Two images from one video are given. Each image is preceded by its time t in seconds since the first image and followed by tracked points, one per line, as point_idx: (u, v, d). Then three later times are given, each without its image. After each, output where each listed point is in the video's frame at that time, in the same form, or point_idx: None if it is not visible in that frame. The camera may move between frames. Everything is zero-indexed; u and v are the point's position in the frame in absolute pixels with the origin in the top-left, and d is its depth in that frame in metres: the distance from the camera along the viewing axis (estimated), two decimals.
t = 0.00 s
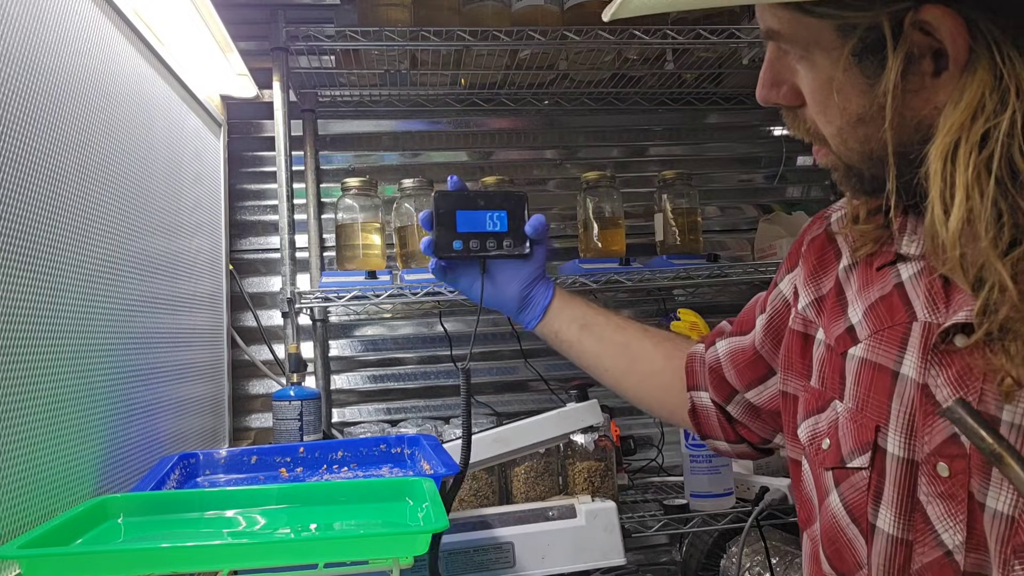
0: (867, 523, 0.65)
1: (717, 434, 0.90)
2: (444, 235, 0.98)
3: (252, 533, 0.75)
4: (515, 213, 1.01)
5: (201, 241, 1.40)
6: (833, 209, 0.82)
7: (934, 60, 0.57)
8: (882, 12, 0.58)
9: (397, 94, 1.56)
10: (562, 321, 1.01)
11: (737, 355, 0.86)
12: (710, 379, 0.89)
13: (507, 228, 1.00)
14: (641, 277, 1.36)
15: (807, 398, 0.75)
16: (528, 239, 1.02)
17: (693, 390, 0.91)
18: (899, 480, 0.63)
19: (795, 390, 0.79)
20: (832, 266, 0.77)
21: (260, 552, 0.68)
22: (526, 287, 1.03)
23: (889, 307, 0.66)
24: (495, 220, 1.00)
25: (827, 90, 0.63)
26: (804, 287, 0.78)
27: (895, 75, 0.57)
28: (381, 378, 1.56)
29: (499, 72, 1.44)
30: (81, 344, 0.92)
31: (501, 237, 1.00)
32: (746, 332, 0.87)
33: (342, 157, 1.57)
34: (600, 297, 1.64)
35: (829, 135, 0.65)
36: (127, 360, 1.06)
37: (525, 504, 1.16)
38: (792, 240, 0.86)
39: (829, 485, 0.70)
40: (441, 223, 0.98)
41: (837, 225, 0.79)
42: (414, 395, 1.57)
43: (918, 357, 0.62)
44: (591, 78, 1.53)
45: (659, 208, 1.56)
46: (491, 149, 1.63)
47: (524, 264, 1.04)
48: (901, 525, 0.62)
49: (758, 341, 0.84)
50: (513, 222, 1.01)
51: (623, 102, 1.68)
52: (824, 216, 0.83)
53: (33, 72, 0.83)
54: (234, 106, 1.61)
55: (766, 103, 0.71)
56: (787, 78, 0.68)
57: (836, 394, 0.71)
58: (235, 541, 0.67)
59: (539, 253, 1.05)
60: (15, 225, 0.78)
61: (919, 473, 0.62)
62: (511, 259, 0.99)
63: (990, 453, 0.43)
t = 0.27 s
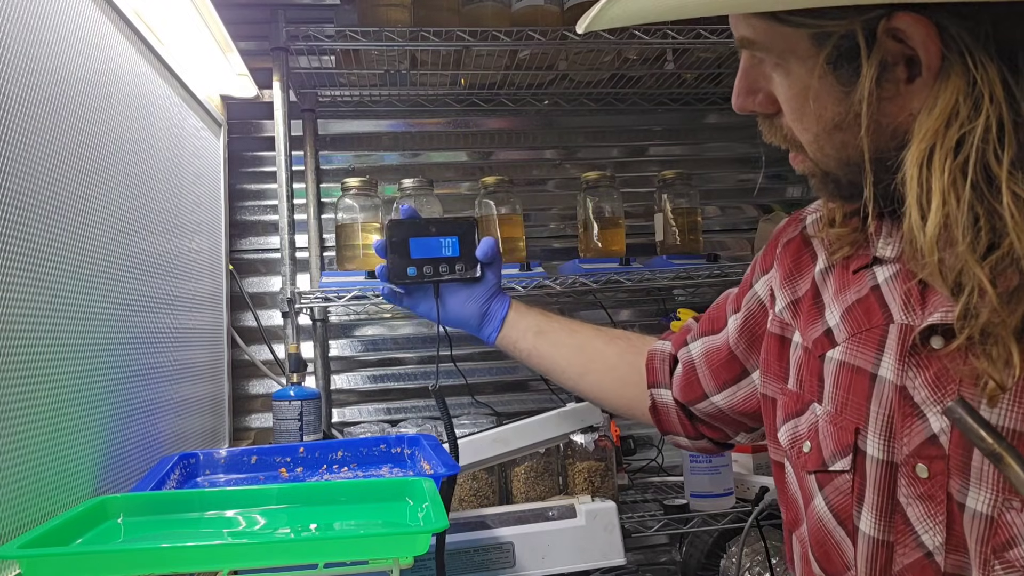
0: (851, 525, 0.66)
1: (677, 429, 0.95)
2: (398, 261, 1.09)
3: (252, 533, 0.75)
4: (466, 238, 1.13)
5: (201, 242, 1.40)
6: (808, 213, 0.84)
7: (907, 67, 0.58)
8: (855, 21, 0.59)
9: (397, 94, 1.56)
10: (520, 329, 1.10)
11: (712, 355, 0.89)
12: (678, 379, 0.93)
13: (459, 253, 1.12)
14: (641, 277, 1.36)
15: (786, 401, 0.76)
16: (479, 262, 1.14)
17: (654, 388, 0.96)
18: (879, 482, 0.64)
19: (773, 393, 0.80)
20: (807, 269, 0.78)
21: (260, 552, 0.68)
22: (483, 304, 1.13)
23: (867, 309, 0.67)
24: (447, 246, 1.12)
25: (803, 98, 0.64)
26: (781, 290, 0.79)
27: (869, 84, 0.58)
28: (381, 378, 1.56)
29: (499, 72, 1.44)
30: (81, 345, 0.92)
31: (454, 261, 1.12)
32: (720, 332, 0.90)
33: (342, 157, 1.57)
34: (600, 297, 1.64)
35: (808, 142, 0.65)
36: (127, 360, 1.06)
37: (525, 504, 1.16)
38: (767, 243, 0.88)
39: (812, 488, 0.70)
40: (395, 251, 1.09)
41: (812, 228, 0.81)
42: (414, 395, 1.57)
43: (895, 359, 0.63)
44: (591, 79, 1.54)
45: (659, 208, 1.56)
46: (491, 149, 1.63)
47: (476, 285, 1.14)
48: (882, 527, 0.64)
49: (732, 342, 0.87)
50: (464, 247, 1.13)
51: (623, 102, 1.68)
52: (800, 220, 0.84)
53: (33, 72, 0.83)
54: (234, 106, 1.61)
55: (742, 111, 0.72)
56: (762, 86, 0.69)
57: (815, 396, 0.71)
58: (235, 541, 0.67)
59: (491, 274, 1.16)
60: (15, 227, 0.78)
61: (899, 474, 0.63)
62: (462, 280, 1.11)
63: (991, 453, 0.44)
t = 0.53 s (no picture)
0: (836, 523, 0.67)
1: (667, 431, 0.95)
2: (388, 271, 1.11)
3: (252, 533, 0.75)
4: (456, 246, 1.14)
5: (201, 242, 1.40)
6: (792, 216, 0.85)
7: (887, 70, 0.58)
8: (835, 25, 0.59)
9: (397, 94, 1.56)
10: (510, 335, 1.11)
11: (698, 356, 0.89)
12: (666, 381, 0.93)
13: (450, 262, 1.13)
14: (641, 277, 1.36)
15: (770, 401, 0.77)
16: (469, 270, 1.14)
17: (643, 390, 0.96)
18: (860, 480, 0.64)
19: (757, 394, 0.80)
20: (789, 271, 0.79)
21: (260, 552, 0.68)
22: (475, 311, 1.14)
23: (847, 309, 0.68)
24: (437, 256, 1.13)
25: (784, 102, 0.65)
26: (765, 291, 0.80)
27: (849, 88, 0.58)
28: (381, 378, 1.56)
29: (498, 72, 1.44)
30: (81, 345, 0.92)
31: (445, 270, 1.13)
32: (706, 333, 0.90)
33: (343, 157, 1.57)
34: (600, 297, 1.64)
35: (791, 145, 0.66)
36: (128, 360, 1.06)
37: (525, 504, 1.16)
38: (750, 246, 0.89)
39: (796, 487, 0.71)
40: (385, 261, 1.11)
41: (796, 230, 0.82)
42: (414, 395, 1.57)
43: (876, 359, 0.64)
44: (591, 79, 1.54)
45: (659, 208, 1.56)
46: (491, 149, 1.63)
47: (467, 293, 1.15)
48: (863, 525, 0.64)
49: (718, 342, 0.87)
50: (454, 256, 1.14)
51: (622, 102, 1.68)
52: (783, 222, 0.85)
53: (32, 73, 0.83)
54: (234, 106, 1.61)
55: (726, 115, 0.74)
56: (744, 91, 0.71)
57: (798, 396, 0.72)
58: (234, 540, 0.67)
59: (483, 282, 1.16)
60: (15, 227, 0.78)
61: (880, 473, 0.63)
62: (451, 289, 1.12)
63: (990, 453, 0.43)
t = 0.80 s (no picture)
0: (826, 522, 0.66)
1: (665, 429, 0.95)
2: (388, 270, 1.11)
3: (252, 533, 0.75)
4: (455, 246, 1.14)
5: (201, 241, 1.40)
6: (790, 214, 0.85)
7: (879, 71, 0.58)
8: (828, 25, 0.59)
9: (397, 94, 1.56)
10: (509, 334, 1.11)
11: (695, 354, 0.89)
12: (664, 379, 0.93)
13: (449, 261, 1.14)
14: (641, 277, 1.36)
15: (764, 399, 0.77)
16: (469, 269, 1.14)
17: (641, 388, 0.96)
18: (852, 480, 0.64)
19: (752, 392, 0.81)
20: (785, 270, 0.78)
21: (261, 552, 0.68)
22: (474, 310, 1.13)
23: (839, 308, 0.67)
24: (437, 255, 1.13)
25: (775, 102, 0.64)
26: (760, 290, 0.80)
27: (842, 88, 0.58)
28: (381, 378, 1.56)
29: (499, 72, 1.44)
30: (81, 345, 0.92)
31: (444, 270, 1.13)
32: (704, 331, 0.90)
33: (343, 157, 1.57)
34: (600, 297, 1.64)
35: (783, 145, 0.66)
36: (128, 360, 1.06)
37: (525, 504, 1.16)
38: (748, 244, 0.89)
39: (788, 485, 0.71)
40: (384, 260, 1.11)
41: (792, 229, 0.82)
42: (414, 395, 1.57)
43: (868, 358, 0.63)
44: (592, 78, 1.54)
45: (659, 208, 1.55)
46: (491, 149, 1.63)
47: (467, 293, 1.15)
48: (854, 524, 0.63)
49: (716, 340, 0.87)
50: (453, 256, 1.14)
51: (623, 102, 1.68)
52: (780, 221, 0.85)
53: (33, 74, 0.83)
54: (234, 106, 1.61)
55: (717, 115, 0.74)
56: (736, 90, 0.71)
57: (792, 395, 0.72)
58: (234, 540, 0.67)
59: (482, 282, 1.16)
60: (16, 228, 0.78)
61: (871, 473, 0.63)
62: (451, 288, 1.12)
63: (991, 453, 0.43)
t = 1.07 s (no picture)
0: (832, 523, 0.67)
1: (666, 429, 0.95)
2: (388, 268, 1.11)
3: (252, 533, 0.75)
4: (456, 244, 1.14)
5: (202, 242, 1.40)
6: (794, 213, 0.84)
7: (894, 70, 0.58)
8: (842, 23, 0.58)
9: (397, 94, 1.56)
10: (509, 332, 1.11)
11: (698, 353, 0.89)
12: (664, 378, 0.93)
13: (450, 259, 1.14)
14: (641, 277, 1.36)
15: (768, 399, 0.77)
16: (469, 267, 1.14)
17: (642, 387, 0.96)
18: (858, 480, 0.64)
19: (757, 391, 0.81)
20: (790, 269, 0.78)
21: (260, 552, 0.67)
22: (475, 308, 1.13)
23: (846, 308, 0.67)
24: (437, 253, 1.13)
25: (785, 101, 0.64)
26: (765, 290, 0.80)
27: (857, 87, 0.57)
28: (381, 378, 1.56)
29: (499, 72, 1.44)
30: (81, 346, 0.92)
31: (445, 267, 1.13)
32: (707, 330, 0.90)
33: (343, 157, 1.57)
34: (600, 297, 1.64)
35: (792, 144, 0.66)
36: (127, 360, 1.06)
37: (525, 504, 1.16)
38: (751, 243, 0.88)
39: (794, 486, 0.71)
40: (384, 258, 1.11)
41: (796, 228, 0.81)
42: (414, 395, 1.57)
43: (875, 358, 0.63)
44: (592, 78, 1.54)
45: (659, 208, 1.55)
46: (491, 149, 1.63)
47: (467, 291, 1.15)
48: (860, 526, 0.64)
49: (718, 339, 0.87)
50: (454, 254, 1.14)
51: (623, 102, 1.67)
52: (784, 220, 0.85)
53: (33, 74, 0.83)
54: (234, 106, 1.61)
55: (726, 115, 0.73)
56: (745, 88, 0.70)
57: (797, 395, 0.72)
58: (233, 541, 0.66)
59: (483, 280, 1.16)
60: (15, 228, 0.78)
61: (877, 474, 0.63)
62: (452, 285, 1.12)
63: (991, 453, 0.42)
